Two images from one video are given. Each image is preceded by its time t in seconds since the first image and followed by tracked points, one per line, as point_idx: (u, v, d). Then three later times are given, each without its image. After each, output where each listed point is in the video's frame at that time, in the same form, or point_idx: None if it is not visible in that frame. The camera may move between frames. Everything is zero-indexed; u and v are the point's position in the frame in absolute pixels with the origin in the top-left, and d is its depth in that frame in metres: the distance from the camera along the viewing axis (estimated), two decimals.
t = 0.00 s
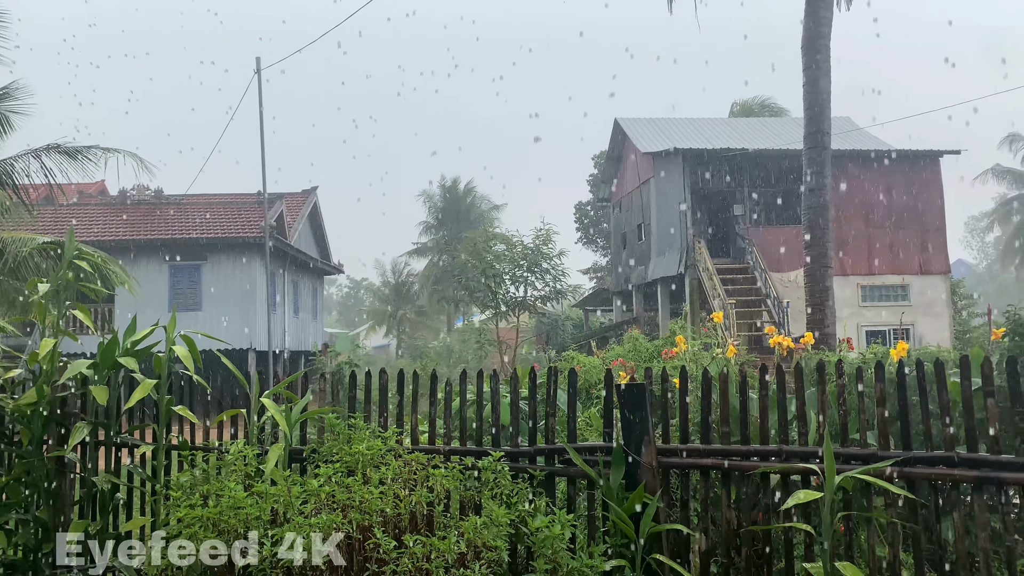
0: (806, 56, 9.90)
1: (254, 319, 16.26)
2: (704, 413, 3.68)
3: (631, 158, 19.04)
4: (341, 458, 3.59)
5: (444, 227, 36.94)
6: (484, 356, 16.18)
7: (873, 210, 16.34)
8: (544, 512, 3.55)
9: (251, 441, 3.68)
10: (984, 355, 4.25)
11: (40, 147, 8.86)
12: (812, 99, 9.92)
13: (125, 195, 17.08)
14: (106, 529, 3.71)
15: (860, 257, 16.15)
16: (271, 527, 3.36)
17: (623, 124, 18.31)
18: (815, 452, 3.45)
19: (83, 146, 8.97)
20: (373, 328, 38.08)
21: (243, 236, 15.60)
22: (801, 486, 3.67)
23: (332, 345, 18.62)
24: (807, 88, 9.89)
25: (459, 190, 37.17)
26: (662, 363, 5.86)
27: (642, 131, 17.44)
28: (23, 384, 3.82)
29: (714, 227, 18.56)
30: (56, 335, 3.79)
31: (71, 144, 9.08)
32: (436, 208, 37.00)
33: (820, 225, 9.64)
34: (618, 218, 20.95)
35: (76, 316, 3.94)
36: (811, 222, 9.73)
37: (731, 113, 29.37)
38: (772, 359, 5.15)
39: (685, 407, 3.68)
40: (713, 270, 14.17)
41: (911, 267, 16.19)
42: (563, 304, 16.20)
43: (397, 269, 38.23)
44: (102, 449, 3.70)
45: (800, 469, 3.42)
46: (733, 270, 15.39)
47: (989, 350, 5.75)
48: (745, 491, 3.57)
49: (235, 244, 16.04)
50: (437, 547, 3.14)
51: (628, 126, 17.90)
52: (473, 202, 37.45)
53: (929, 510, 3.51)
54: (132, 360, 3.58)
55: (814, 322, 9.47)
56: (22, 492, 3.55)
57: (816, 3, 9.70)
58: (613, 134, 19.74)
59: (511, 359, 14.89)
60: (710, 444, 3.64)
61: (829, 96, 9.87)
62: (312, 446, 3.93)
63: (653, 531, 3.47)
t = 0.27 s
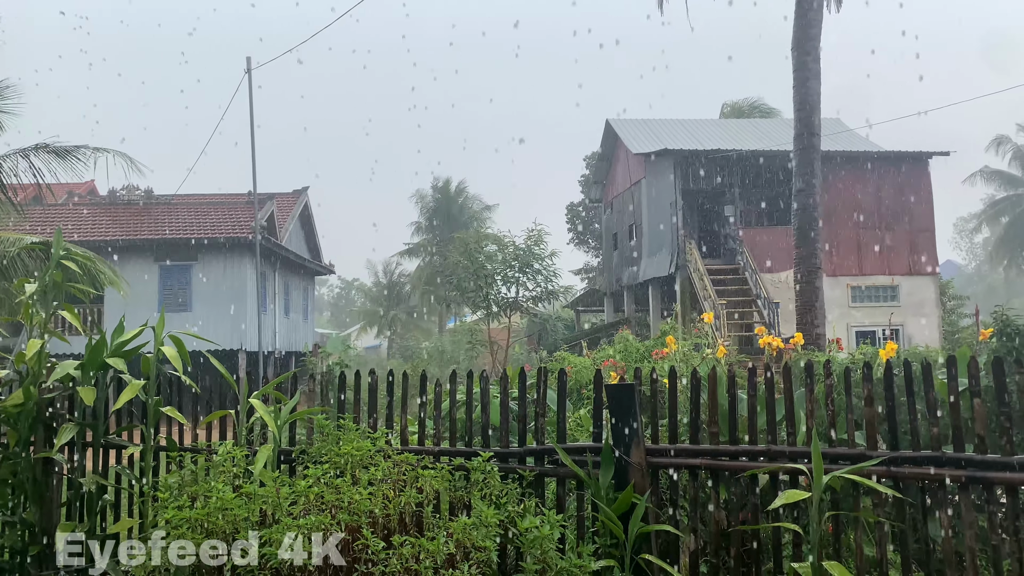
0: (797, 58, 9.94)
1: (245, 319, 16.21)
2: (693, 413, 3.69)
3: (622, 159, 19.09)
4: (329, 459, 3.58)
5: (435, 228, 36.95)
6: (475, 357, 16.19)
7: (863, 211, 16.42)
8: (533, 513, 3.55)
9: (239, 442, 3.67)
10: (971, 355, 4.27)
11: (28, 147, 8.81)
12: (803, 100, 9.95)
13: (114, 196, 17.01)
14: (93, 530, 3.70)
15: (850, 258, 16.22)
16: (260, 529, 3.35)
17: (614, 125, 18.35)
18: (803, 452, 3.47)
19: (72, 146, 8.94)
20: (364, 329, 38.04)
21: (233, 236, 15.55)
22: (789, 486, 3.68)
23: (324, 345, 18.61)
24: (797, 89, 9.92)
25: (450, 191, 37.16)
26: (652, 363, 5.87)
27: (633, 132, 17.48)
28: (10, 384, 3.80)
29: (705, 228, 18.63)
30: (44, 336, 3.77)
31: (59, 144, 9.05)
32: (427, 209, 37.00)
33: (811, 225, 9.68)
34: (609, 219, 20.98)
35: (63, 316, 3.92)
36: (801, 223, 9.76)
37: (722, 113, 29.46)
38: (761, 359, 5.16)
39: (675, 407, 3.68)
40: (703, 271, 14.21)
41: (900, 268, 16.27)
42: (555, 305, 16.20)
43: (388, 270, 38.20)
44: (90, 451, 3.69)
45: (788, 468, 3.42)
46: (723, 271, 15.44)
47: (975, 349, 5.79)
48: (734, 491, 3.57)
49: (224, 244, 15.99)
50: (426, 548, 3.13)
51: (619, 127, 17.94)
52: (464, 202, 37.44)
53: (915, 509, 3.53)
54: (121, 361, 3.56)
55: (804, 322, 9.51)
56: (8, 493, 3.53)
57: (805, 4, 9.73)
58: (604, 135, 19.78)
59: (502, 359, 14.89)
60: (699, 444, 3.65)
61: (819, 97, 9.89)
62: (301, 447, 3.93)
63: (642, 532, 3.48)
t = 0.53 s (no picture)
0: (785, 58, 9.99)
1: (234, 319, 16.14)
2: (681, 412, 3.70)
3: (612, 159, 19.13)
4: (317, 459, 3.57)
5: (425, 227, 36.95)
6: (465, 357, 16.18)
7: (852, 212, 16.50)
8: (520, 512, 3.56)
9: (226, 443, 3.65)
10: (957, 354, 4.30)
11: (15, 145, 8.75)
12: (792, 100, 9.98)
13: (103, 194, 16.90)
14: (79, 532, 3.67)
15: (838, 258, 16.30)
16: (246, 529, 3.33)
17: (605, 125, 18.38)
18: (790, 451, 3.48)
19: (59, 145, 8.89)
20: (354, 328, 37.97)
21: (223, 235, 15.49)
22: (776, 485, 3.69)
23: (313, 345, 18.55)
24: (785, 89, 9.96)
25: (440, 190, 37.18)
26: (642, 363, 5.88)
27: (624, 132, 17.51)
28: None
29: (695, 228, 18.68)
30: (28, 335, 3.74)
31: (45, 142, 8.99)
32: (417, 208, 37.00)
33: (799, 225, 9.72)
34: (599, 218, 21.02)
35: (48, 316, 3.89)
36: (790, 223, 9.80)
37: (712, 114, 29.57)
38: (749, 359, 5.18)
39: (663, 406, 3.69)
40: (693, 270, 14.25)
41: (888, 267, 16.36)
42: (545, 304, 16.20)
43: (377, 269, 38.15)
44: (75, 452, 3.66)
45: (775, 468, 3.44)
46: (712, 271, 15.49)
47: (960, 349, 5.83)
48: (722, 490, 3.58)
49: (213, 243, 15.92)
50: (413, 548, 3.13)
51: (610, 127, 17.97)
52: (454, 202, 37.42)
53: (901, 507, 3.54)
54: (106, 361, 3.53)
55: (792, 322, 9.54)
56: None
57: (794, 5, 9.78)
58: (595, 135, 19.81)
59: (492, 359, 14.88)
60: (686, 444, 3.65)
61: (808, 97, 9.94)
62: (288, 447, 3.92)
63: (630, 531, 3.48)
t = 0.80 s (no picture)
0: (770, 59, 10.04)
1: (219, 319, 16.04)
2: (665, 411, 3.71)
3: (599, 160, 19.18)
4: (301, 460, 3.56)
5: (412, 227, 36.90)
6: (452, 356, 16.17)
7: (838, 212, 16.61)
8: (505, 512, 3.55)
9: (209, 443, 3.63)
10: (939, 353, 4.33)
11: None
12: (777, 101, 10.03)
13: (86, 194, 16.76)
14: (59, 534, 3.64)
15: (822, 258, 16.41)
16: (229, 530, 3.31)
17: (592, 125, 18.42)
18: (773, 449, 3.50)
19: (40, 144, 8.81)
20: (340, 328, 37.84)
21: (208, 235, 15.39)
22: (759, 483, 3.70)
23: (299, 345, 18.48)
24: (770, 90, 10.01)
25: (427, 190, 37.13)
26: (628, 362, 5.89)
27: (611, 133, 17.55)
28: None
29: (682, 228, 18.75)
30: (7, 336, 3.69)
31: (25, 141, 8.89)
32: (404, 208, 36.94)
33: (784, 225, 9.79)
34: (587, 219, 21.07)
35: (28, 316, 3.85)
36: (775, 223, 9.85)
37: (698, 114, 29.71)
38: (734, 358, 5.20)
39: (648, 405, 3.69)
40: (679, 270, 14.31)
41: (871, 268, 16.48)
42: (532, 305, 16.21)
43: (364, 269, 38.06)
44: (56, 454, 3.63)
45: (758, 466, 3.45)
46: (698, 271, 15.56)
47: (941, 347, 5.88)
48: (706, 488, 3.59)
49: (197, 243, 15.81)
50: (397, 548, 3.11)
51: (597, 128, 18.02)
52: (441, 202, 37.40)
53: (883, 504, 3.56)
54: (87, 361, 3.50)
55: (777, 321, 9.59)
56: None
57: (778, 6, 9.84)
58: (582, 135, 19.85)
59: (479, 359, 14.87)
60: (671, 442, 3.67)
61: (792, 98, 10.00)
62: (272, 448, 3.90)
63: (614, 529, 3.49)
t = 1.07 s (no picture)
0: (753, 60, 10.11)
1: (201, 320, 15.92)
2: (647, 410, 3.72)
3: (583, 161, 19.23)
4: (282, 462, 3.53)
5: (396, 227, 36.81)
6: (436, 357, 16.13)
7: (820, 213, 16.75)
8: (487, 512, 3.55)
9: (190, 446, 3.60)
10: (918, 351, 4.37)
11: None
12: (759, 101, 10.10)
13: (66, 195, 16.57)
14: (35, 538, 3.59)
15: (804, 258, 16.54)
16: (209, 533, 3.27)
17: (576, 126, 18.47)
18: (754, 448, 3.52)
19: (18, 143, 8.71)
20: (323, 329, 37.63)
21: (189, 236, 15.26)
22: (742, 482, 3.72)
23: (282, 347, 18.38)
24: (753, 90, 10.08)
25: (412, 190, 37.05)
26: (611, 361, 5.90)
27: (595, 134, 17.59)
28: None
29: (666, 229, 18.83)
30: None
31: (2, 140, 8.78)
32: (388, 208, 36.84)
33: (767, 225, 9.85)
34: (571, 219, 21.12)
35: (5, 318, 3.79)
36: (757, 223, 9.91)
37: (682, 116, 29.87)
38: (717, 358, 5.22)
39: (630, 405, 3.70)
40: (663, 270, 14.37)
41: (853, 267, 16.63)
42: (517, 305, 16.22)
43: (348, 270, 37.92)
44: (33, 457, 3.58)
45: (739, 465, 3.46)
46: (681, 271, 15.63)
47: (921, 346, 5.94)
48: (689, 488, 3.60)
49: (179, 244, 15.67)
50: (379, 549, 3.09)
51: (581, 129, 18.06)
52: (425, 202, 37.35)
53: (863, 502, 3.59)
54: (64, 363, 3.46)
55: (760, 321, 9.65)
56: None
57: (760, 7, 9.91)
58: (566, 136, 19.90)
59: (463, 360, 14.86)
60: (653, 442, 3.68)
61: (775, 99, 10.07)
62: (253, 450, 3.87)
63: (596, 529, 3.49)
